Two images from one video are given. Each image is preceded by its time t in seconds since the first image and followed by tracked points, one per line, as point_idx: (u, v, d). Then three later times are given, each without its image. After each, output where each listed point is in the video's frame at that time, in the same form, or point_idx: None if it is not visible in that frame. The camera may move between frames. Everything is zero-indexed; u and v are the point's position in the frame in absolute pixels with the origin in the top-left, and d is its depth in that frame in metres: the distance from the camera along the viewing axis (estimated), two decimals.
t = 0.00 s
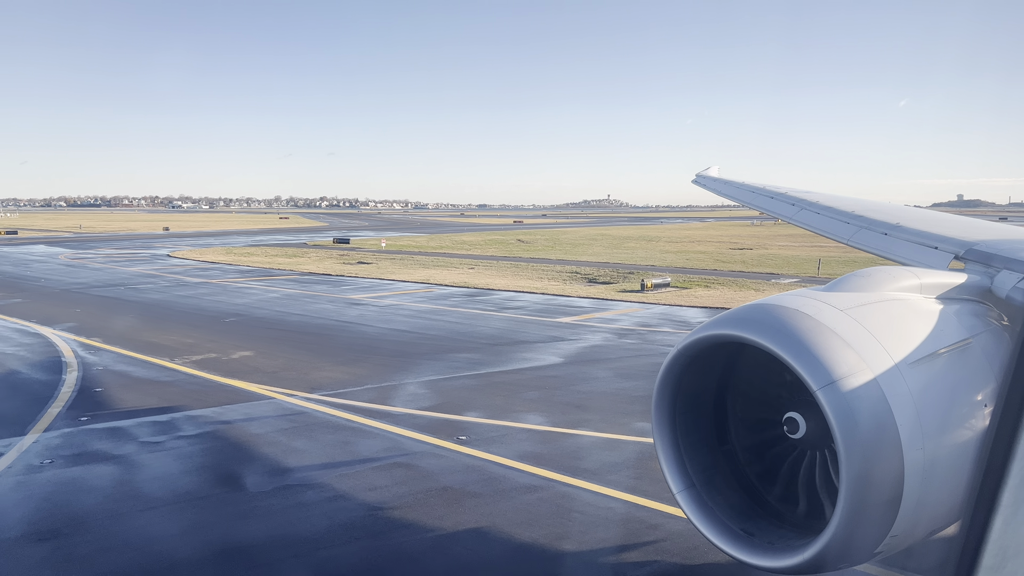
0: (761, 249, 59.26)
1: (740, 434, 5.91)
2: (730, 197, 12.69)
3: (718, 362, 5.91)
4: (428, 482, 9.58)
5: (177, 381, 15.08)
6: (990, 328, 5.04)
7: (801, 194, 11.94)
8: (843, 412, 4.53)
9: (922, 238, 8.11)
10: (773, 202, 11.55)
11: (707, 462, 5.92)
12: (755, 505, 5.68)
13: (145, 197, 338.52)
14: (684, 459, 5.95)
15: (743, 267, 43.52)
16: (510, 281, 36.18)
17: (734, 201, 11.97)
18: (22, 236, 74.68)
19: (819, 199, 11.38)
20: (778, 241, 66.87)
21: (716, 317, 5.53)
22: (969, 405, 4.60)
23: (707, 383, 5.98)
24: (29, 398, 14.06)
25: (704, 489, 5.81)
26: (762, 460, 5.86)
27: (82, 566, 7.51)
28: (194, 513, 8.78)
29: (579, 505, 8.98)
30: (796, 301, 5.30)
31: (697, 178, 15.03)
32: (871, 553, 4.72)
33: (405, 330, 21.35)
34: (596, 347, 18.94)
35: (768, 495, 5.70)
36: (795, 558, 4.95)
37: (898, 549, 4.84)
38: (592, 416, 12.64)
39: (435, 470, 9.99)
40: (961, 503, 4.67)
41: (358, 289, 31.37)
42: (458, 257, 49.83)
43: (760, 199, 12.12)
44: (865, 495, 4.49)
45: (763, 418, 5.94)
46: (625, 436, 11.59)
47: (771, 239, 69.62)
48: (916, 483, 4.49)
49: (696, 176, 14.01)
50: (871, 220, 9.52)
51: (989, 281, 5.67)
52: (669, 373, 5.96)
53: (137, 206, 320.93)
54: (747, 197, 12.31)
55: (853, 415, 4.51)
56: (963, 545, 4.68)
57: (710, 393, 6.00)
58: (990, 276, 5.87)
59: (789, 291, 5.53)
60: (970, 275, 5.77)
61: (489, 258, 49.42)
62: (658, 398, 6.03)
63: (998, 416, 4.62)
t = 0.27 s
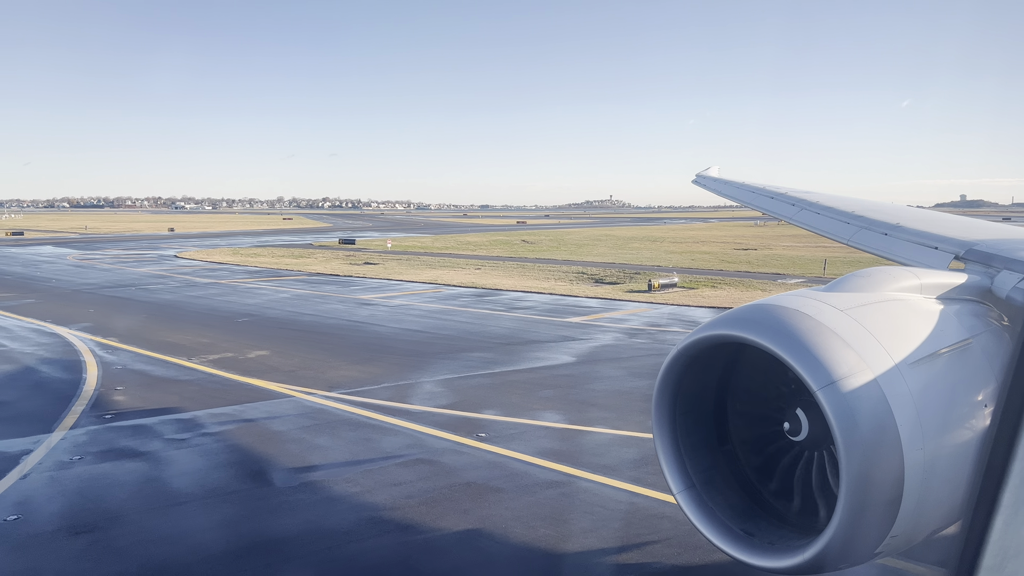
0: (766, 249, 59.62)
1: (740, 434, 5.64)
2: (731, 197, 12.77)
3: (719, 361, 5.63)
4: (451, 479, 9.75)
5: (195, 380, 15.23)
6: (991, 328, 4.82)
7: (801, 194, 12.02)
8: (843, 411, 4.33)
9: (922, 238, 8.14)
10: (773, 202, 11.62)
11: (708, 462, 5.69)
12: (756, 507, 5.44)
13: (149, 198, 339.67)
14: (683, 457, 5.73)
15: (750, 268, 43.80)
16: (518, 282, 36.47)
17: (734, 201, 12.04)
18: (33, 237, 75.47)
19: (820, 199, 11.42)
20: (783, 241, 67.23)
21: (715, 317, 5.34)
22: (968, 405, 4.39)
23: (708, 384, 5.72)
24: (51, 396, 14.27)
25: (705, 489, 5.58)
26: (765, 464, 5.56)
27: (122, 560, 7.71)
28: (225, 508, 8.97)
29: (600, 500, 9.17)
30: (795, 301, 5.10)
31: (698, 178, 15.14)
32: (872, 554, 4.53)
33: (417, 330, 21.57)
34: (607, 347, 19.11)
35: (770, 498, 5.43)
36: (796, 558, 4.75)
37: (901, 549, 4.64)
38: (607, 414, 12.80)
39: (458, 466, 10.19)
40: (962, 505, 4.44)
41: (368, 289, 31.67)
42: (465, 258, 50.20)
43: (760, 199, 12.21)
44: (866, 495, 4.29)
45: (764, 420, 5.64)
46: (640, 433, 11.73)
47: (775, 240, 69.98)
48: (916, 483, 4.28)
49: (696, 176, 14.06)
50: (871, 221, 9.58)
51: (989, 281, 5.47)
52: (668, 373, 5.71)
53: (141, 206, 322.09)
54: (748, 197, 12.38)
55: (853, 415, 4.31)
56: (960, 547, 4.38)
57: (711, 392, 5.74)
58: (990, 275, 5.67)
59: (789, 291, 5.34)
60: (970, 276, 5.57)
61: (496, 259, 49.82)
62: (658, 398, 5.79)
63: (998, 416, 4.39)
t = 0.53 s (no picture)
0: (770, 249, 59.82)
1: (740, 435, 5.76)
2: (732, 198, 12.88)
3: (717, 362, 5.79)
4: (474, 474, 9.96)
5: (214, 378, 15.47)
6: (990, 329, 4.94)
7: (801, 194, 12.13)
8: (843, 411, 4.43)
9: (921, 238, 8.21)
10: (773, 202, 11.72)
11: (708, 462, 5.81)
12: (756, 507, 5.55)
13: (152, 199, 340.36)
14: (684, 458, 5.87)
15: (755, 268, 44.00)
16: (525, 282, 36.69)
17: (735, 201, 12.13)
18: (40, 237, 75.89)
19: (819, 199, 11.53)
20: (788, 241, 67.39)
21: (715, 318, 5.46)
22: (969, 405, 4.50)
23: (707, 384, 5.88)
24: (73, 394, 14.50)
25: (705, 489, 5.71)
26: (763, 465, 5.67)
27: (158, 552, 7.91)
28: (253, 501, 9.18)
29: (623, 493, 9.45)
30: (796, 302, 5.21)
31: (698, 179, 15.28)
32: (872, 554, 4.62)
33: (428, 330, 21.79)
34: (618, 346, 19.30)
35: (770, 499, 5.53)
36: (795, 558, 4.86)
37: (900, 549, 4.73)
38: (624, 412, 13.04)
39: (479, 462, 10.39)
40: (962, 502, 4.58)
41: (377, 289, 31.91)
42: (471, 258, 50.44)
43: (761, 199, 12.33)
44: (865, 495, 4.39)
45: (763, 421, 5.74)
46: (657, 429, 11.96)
47: (779, 240, 70.17)
48: (916, 481, 4.39)
49: (696, 175, 14.11)
50: (871, 221, 9.68)
51: (989, 280, 5.57)
52: (668, 373, 5.88)
53: (143, 207, 322.83)
54: (748, 197, 12.47)
55: (853, 415, 4.41)
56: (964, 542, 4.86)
57: (710, 393, 5.90)
58: (991, 276, 5.78)
59: (789, 292, 5.45)
60: (970, 276, 5.68)
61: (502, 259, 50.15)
62: (657, 398, 5.97)
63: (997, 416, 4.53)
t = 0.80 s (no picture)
0: (775, 249, 60.02)
1: (739, 435, 5.75)
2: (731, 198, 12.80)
3: (718, 361, 5.74)
4: (495, 470, 10.13)
5: (231, 377, 15.67)
6: (991, 328, 4.92)
7: (801, 194, 12.08)
8: (843, 410, 4.42)
9: (922, 237, 8.14)
10: (772, 201, 11.65)
11: (708, 462, 5.80)
12: (756, 506, 5.55)
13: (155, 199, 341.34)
14: (683, 457, 5.83)
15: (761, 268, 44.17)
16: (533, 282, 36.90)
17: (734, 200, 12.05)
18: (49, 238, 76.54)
19: (819, 199, 11.44)
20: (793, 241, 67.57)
21: (714, 318, 5.43)
22: (969, 405, 4.48)
23: (707, 383, 5.84)
24: (93, 393, 14.73)
25: (705, 489, 5.70)
26: (763, 463, 5.67)
27: (191, 545, 8.09)
28: (280, 496, 9.34)
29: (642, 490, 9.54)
30: (795, 301, 5.19)
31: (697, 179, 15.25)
32: (871, 553, 4.62)
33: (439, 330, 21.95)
34: (629, 345, 19.47)
35: (769, 498, 5.55)
36: (795, 558, 4.85)
37: (898, 549, 4.73)
38: (638, 410, 13.17)
39: (500, 459, 10.57)
40: (963, 504, 4.53)
41: (386, 289, 32.16)
42: (477, 259, 50.72)
43: (760, 199, 12.26)
44: (866, 494, 4.38)
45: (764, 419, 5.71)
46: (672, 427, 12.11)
47: (784, 240, 70.36)
48: (916, 481, 4.36)
49: (696, 174, 14.01)
50: (871, 221, 9.62)
51: (990, 280, 5.53)
52: (668, 372, 5.81)
53: (147, 208, 323.79)
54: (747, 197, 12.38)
55: (854, 414, 4.40)
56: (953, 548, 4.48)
57: (710, 392, 5.86)
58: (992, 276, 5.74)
59: (788, 291, 5.43)
60: (970, 275, 5.63)
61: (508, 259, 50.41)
62: (657, 397, 5.90)
63: (998, 416, 4.47)
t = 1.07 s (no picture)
0: (780, 249, 60.20)
1: (740, 435, 5.91)
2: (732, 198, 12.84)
3: (718, 363, 5.92)
4: (516, 465, 10.35)
5: (250, 376, 15.90)
6: (990, 328, 5.01)
7: (801, 194, 12.11)
8: (843, 410, 4.52)
9: (922, 237, 8.18)
10: (773, 202, 11.68)
11: (708, 462, 5.94)
12: (755, 505, 5.69)
13: (158, 199, 341.84)
14: (684, 458, 5.97)
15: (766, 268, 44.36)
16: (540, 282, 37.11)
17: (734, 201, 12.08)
18: (57, 239, 76.98)
19: (818, 199, 11.48)
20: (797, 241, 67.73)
21: (714, 318, 5.56)
22: (970, 405, 4.56)
23: (707, 384, 6.02)
24: (116, 391, 14.95)
25: (705, 489, 5.83)
26: (762, 462, 5.82)
27: (226, 536, 8.33)
28: (307, 490, 9.59)
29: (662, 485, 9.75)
30: (796, 302, 5.30)
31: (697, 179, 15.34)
32: (871, 553, 4.71)
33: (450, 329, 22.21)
34: (641, 344, 19.71)
35: (769, 497, 5.69)
36: (794, 559, 4.95)
37: (898, 549, 4.83)
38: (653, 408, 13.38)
39: (520, 455, 10.78)
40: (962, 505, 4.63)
41: (394, 289, 32.36)
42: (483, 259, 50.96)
43: (760, 199, 12.29)
44: (865, 494, 4.48)
45: (764, 417, 5.90)
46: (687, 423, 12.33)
47: (788, 241, 70.56)
48: (916, 481, 4.46)
49: (696, 175, 14.03)
50: (871, 221, 9.66)
51: (990, 281, 5.63)
52: (668, 374, 5.98)
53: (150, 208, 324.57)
54: (748, 197, 12.41)
55: (854, 414, 4.50)
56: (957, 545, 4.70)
57: (710, 393, 6.03)
58: (991, 275, 5.81)
59: (790, 292, 5.54)
60: (970, 276, 5.74)
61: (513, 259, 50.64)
62: (657, 398, 6.05)
63: (997, 416, 4.56)
